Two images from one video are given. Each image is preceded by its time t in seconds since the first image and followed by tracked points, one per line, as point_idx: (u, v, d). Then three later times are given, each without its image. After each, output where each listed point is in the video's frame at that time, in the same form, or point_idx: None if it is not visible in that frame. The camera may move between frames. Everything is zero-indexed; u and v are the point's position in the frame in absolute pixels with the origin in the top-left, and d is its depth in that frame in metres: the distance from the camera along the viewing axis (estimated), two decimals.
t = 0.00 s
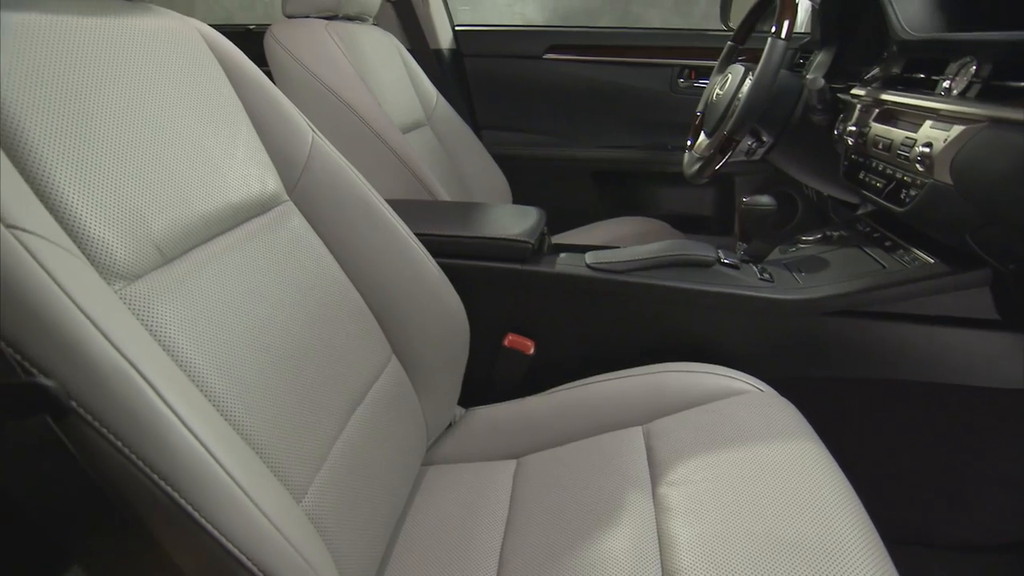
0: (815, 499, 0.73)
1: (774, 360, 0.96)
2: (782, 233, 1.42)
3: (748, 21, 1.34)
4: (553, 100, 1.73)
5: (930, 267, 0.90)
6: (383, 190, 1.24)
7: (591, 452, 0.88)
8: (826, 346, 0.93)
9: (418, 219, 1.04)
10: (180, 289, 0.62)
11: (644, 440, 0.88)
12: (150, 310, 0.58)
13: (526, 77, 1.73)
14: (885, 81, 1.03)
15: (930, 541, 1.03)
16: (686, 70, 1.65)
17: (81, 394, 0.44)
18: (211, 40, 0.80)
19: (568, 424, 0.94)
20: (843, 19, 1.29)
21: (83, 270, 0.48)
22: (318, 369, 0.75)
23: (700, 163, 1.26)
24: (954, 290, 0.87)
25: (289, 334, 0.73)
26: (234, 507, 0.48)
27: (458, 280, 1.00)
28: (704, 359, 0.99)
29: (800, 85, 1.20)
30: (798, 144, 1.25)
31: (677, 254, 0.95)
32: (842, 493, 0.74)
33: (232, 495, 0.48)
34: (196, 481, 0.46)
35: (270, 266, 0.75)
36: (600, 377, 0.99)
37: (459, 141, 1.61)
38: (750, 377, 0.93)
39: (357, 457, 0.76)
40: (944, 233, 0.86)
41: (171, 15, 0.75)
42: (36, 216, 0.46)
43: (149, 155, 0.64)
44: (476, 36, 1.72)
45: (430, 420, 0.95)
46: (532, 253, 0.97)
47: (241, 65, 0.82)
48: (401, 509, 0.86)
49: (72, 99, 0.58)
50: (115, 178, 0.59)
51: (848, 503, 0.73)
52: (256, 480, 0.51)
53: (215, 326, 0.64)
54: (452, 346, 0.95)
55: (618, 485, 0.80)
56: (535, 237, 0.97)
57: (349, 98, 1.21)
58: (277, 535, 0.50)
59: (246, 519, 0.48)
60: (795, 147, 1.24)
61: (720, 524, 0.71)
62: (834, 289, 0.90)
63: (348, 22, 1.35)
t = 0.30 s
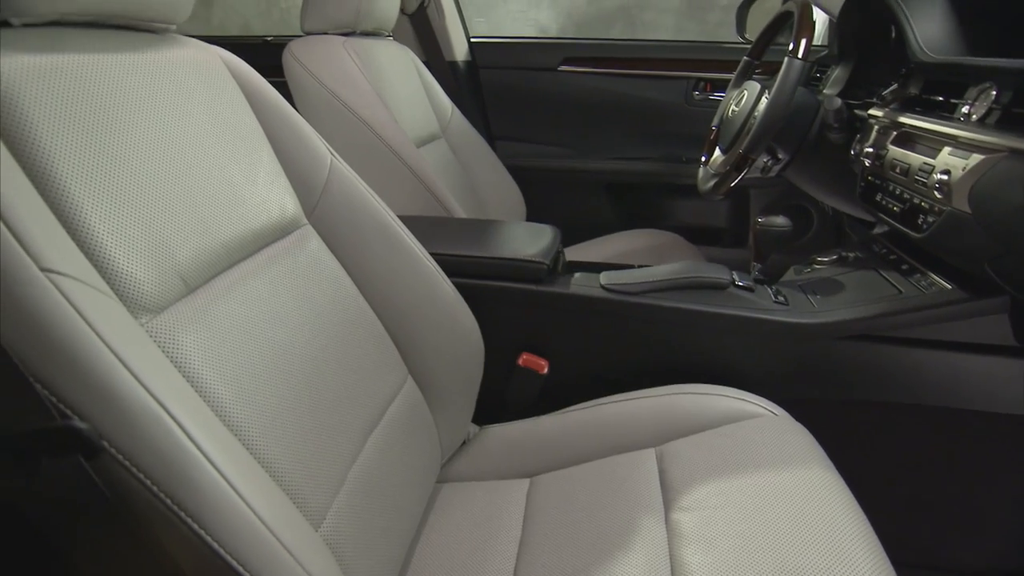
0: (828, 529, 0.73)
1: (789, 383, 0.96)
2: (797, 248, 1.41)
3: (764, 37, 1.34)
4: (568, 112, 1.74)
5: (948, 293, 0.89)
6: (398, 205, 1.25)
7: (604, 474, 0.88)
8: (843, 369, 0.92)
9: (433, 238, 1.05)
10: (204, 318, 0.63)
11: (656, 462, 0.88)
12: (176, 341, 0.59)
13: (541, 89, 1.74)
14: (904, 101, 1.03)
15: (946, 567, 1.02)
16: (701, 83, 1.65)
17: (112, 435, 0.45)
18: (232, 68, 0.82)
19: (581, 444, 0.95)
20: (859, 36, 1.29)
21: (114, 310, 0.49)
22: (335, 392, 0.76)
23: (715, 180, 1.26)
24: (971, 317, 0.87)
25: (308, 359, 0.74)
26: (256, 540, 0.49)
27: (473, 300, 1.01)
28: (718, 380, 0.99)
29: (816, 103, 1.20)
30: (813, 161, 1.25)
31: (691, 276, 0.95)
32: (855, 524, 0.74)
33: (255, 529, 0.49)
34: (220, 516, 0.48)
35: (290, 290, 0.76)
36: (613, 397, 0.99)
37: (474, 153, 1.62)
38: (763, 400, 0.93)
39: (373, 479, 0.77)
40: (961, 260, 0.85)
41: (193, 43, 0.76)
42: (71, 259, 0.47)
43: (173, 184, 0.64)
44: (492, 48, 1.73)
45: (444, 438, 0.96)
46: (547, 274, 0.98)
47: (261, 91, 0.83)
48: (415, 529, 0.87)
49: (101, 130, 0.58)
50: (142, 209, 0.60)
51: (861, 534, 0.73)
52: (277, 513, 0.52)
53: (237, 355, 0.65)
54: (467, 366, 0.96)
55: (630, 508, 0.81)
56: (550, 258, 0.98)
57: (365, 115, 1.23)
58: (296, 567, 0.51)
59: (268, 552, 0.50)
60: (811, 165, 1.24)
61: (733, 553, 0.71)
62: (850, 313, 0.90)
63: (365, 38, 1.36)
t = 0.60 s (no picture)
0: (840, 560, 0.73)
1: (802, 407, 0.96)
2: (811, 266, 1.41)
3: (780, 53, 1.34)
4: (582, 124, 1.74)
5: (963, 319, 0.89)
6: (413, 222, 1.26)
7: (616, 496, 0.89)
8: (856, 394, 0.92)
9: (448, 257, 1.07)
10: (224, 348, 0.65)
11: (668, 485, 0.88)
12: (199, 373, 0.61)
13: (555, 101, 1.75)
14: (920, 123, 1.02)
15: None
16: (715, 96, 1.65)
17: (141, 472, 0.46)
18: (251, 94, 0.83)
19: (592, 465, 0.96)
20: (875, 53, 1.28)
21: (143, 348, 0.51)
22: (351, 415, 0.77)
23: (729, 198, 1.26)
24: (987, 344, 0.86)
25: (324, 383, 0.75)
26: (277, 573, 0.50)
27: (486, 319, 1.02)
28: (731, 402, 0.99)
29: (831, 122, 1.19)
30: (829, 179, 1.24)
31: (705, 299, 0.96)
32: (867, 555, 0.74)
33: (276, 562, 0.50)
34: (242, 550, 0.49)
35: (308, 314, 0.78)
36: (625, 418, 1.00)
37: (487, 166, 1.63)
38: (776, 424, 0.94)
39: (388, 501, 0.78)
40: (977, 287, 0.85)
41: (214, 72, 0.78)
42: (102, 300, 0.48)
43: (197, 216, 0.66)
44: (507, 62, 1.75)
45: (457, 457, 0.97)
46: (561, 295, 0.99)
47: (281, 116, 0.85)
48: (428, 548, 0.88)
49: (130, 165, 0.60)
50: (167, 243, 0.61)
51: (874, 565, 0.74)
52: (297, 544, 0.53)
53: (256, 384, 0.66)
54: (481, 386, 0.97)
55: (642, 532, 0.81)
56: (564, 279, 0.99)
57: (382, 132, 1.24)
58: None
59: None
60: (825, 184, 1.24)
61: None
62: (864, 338, 0.90)
63: (382, 54, 1.37)
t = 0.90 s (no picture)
0: None
1: (814, 430, 0.96)
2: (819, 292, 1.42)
3: (795, 70, 1.34)
4: (595, 137, 1.76)
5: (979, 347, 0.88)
6: (428, 238, 1.28)
7: (628, 517, 0.89)
8: (870, 419, 0.92)
9: (462, 276, 1.08)
10: (246, 377, 0.66)
11: (680, 508, 0.89)
12: (223, 404, 0.62)
13: (568, 114, 1.76)
14: (936, 146, 1.02)
15: None
16: (729, 109, 1.64)
17: (169, 508, 0.48)
18: (272, 120, 0.84)
19: (604, 485, 0.97)
20: (891, 71, 1.27)
21: (171, 384, 0.52)
22: (366, 438, 0.78)
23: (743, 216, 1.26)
24: (1004, 373, 0.86)
25: (341, 406, 0.77)
26: None
27: (501, 339, 1.03)
28: (743, 424, 0.99)
29: (846, 141, 1.19)
30: (843, 198, 1.24)
31: (718, 322, 0.96)
32: None
33: None
34: None
35: (326, 338, 0.79)
36: (638, 438, 1.01)
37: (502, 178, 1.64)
38: (788, 447, 0.94)
39: (401, 523, 0.79)
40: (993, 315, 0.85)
41: (236, 100, 0.79)
42: (133, 340, 0.50)
43: (221, 246, 0.67)
44: (521, 74, 1.76)
45: (470, 475, 0.99)
46: (575, 316, 1.00)
47: (300, 142, 0.86)
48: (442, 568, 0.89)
49: (158, 202, 0.61)
50: (192, 274, 0.62)
51: None
52: None
53: (277, 412, 0.68)
54: (495, 406, 0.98)
55: (653, 556, 0.82)
56: (578, 300, 1.00)
57: (397, 149, 1.26)
58: None
59: None
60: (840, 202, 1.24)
61: None
62: (877, 364, 0.90)
63: (398, 71, 1.39)
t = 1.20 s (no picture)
0: None
1: (827, 454, 0.96)
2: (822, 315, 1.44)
3: (809, 87, 1.34)
4: (609, 149, 1.77)
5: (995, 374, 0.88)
6: (443, 255, 1.30)
7: (639, 536, 0.90)
8: (882, 443, 0.92)
9: (476, 294, 1.09)
10: (268, 405, 0.68)
11: (691, 528, 0.90)
12: (246, 432, 0.64)
13: (582, 129, 1.79)
14: (952, 169, 1.02)
15: None
16: (744, 123, 1.65)
17: (196, 540, 0.50)
18: (292, 146, 0.86)
19: (616, 505, 0.97)
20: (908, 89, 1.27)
21: (198, 417, 0.54)
22: (382, 461, 0.80)
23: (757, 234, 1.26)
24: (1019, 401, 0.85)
25: (358, 429, 0.78)
26: None
27: (515, 358, 1.04)
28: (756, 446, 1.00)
29: (861, 161, 1.19)
30: (858, 216, 1.24)
31: (730, 344, 0.97)
32: None
33: None
34: None
35: (345, 362, 0.80)
36: (650, 458, 1.01)
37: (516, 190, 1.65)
38: (800, 470, 0.94)
39: (416, 544, 0.81)
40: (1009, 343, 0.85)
41: (258, 128, 0.81)
42: (163, 375, 0.52)
43: (244, 276, 0.69)
44: (535, 87, 1.78)
45: (484, 493, 1.00)
46: (588, 337, 1.01)
47: (322, 167, 0.88)
48: None
49: (184, 236, 0.63)
50: (216, 305, 0.64)
51: None
52: None
53: (297, 437, 0.69)
54: (509, 425, 0.99)
55: None
56: (591, 321, 1.01)
57: (413, 166, 1.27)
58: None
59: None
60: (855, 220, 1.24)
61: None
62: (890, 389, 0.90)
63: (414, 87, 1.40)
